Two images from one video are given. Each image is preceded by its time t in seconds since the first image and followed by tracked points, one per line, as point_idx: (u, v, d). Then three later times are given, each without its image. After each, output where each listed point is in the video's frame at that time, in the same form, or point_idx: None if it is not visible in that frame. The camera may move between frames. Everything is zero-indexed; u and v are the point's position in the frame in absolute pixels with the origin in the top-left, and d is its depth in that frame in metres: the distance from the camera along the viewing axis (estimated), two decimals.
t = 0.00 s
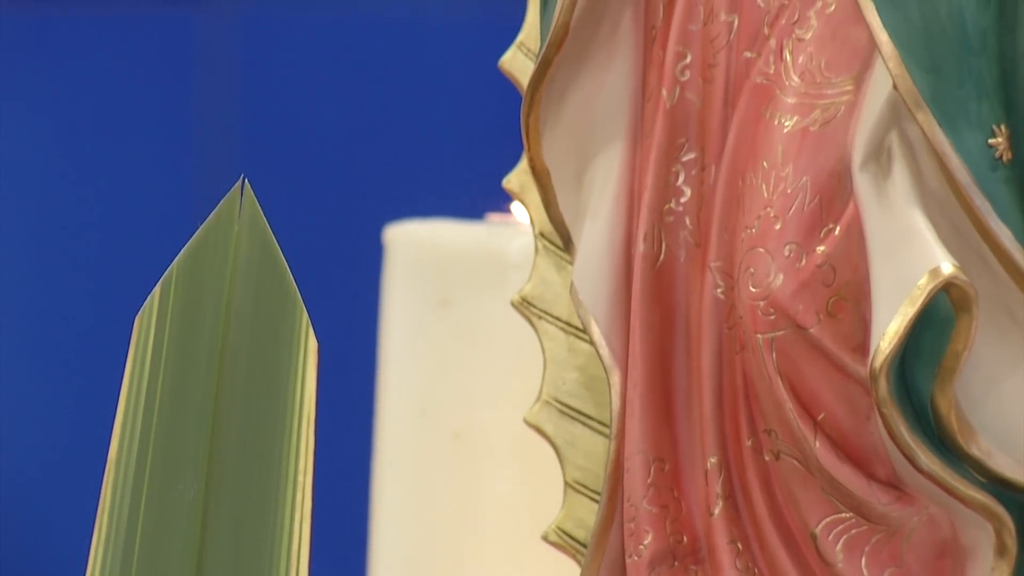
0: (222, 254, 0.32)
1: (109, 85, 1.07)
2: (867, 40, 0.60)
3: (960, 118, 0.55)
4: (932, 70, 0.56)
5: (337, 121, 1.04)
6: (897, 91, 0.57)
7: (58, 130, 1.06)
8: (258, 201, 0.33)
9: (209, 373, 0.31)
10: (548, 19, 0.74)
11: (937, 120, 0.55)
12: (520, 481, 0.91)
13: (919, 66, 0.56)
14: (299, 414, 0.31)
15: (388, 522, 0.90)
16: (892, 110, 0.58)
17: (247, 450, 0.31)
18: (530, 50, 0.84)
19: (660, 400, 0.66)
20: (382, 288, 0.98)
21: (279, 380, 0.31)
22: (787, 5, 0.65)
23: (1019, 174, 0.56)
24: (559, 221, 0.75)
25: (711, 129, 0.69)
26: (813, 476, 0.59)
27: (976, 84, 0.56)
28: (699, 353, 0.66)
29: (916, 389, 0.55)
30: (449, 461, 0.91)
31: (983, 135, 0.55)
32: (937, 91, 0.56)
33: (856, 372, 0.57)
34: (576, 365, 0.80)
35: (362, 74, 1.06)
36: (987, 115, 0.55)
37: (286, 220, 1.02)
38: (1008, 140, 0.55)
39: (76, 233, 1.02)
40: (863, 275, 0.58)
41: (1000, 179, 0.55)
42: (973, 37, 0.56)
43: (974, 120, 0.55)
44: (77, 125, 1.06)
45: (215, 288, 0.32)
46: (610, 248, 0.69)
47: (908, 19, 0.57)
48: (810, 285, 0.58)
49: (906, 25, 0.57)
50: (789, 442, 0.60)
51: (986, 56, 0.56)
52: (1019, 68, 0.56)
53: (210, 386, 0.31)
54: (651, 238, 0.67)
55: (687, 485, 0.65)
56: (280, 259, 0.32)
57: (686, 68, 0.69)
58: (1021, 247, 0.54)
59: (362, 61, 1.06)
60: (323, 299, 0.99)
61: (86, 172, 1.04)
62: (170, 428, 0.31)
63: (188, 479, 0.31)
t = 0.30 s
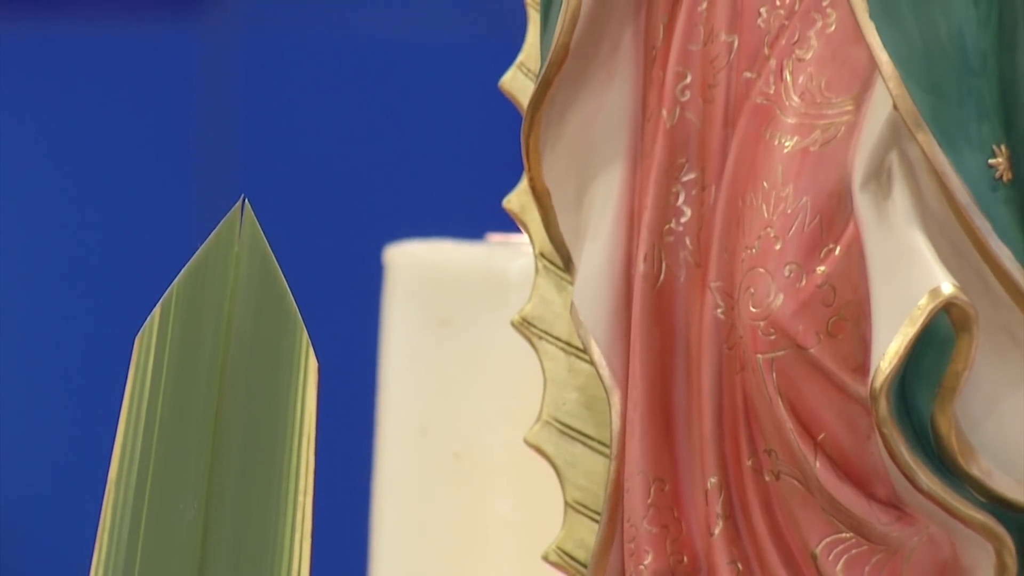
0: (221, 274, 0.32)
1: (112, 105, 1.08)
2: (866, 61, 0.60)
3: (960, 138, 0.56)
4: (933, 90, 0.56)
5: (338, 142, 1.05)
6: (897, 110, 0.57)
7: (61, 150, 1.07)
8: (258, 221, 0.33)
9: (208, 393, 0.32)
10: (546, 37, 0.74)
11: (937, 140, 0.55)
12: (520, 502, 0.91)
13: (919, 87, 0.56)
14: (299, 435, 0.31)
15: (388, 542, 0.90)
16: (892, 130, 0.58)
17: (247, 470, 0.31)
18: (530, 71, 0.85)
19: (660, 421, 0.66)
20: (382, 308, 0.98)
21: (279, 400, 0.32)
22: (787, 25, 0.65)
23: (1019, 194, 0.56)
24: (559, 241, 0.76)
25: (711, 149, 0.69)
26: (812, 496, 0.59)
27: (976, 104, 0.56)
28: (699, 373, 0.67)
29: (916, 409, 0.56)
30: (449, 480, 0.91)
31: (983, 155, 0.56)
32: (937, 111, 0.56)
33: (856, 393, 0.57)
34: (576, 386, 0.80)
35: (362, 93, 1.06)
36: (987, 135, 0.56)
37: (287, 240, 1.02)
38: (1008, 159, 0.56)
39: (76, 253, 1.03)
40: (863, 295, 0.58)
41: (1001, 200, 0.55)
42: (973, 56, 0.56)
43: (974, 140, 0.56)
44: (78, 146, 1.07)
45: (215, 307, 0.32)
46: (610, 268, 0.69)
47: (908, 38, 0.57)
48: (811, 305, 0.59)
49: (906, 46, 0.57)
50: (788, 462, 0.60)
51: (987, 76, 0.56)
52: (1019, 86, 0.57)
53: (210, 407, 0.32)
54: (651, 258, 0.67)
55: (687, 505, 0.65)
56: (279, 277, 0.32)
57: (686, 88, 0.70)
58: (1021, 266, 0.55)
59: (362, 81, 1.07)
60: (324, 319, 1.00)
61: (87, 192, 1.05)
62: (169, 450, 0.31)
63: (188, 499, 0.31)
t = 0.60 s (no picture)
0: (220, 294, 0.34)
1: (112, 123, 1.08)
2: (867, 79, 0.61)
3: (960, 156, 0.56)
4: (933, 109, 0.57)
5: (339, 161, 1.05)
6: (897, 129, 0.58)
7: (60, 167, 1.07)
8: (257, 240, 0.34)
9: (208, 411, 0.33)
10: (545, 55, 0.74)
11: (937, 159, 0.56)
12: (521, 521, 0.91)
13: (919, 105, 0.57)
14: (299, 451, 0.33)
15: (388, 561, 0.90)
16: (893, 149, 0.58)
17: (247, 486, 0.33)
18: (530, 90, 0.86)
19: (661, 439, 0.67)
20: (382, 327, 0.98)
21: (279, 417, 0.33)
22: (787, 44, 0.66)
23: (1019, 214, 0.57)
24: (559, 260, 0.75)
25: (711, 168, 0.70)
26: (813, 514, 0.60)
27: (976, 122, 0.57)
28: (699, 391, 0.67)
29: (917, 429, 0.56)
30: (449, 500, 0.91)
31: (983, 173, 0.56)
32: (937, 130, 0.57)
33: (857, 412, 0.58)
34: (576, 405, 0.81)
35: (363, 112, 1.07)
36: (987, 154, 0.56)
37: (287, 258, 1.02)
38: (1008, 178, 0.56)
39: (75, 271, 1.03)
40: (863, 313, 0.59)
41: (1001, 219, 0.56)
42: (973, 75, 0.57)
43: (974, 158, 0.56)
44: (77, 165, 1.07)
45: (215, 327, 0.33)
46: (610, 287, 0.70)
47: (908, 57, 0.58)
48: (811, 324, 0.59)
49: (906, 64, 0.58)
50: (788, 480, 0.61)
51: (987, 95, 0.57)
52: (1019, 104, 0.57)
53: (209, 425, 0.33)
54: (651, 277, 0.68)
55: (687, 523, 0.65)
56: (281, 296, 0.34)
57: (686, 107, 0.70)
58: (1021, 285, 0.56)
59: (363, 100, 1.07)
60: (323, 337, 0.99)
61: (87, 210, 1.05)
62: (169, 467, 0.33)
63: (188, 516, 0.33)
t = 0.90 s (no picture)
0: (221, 312, 0.34)
1: (115, 140, 1.09)
2: (866, 96, 0.62)
3: (960, 174, 0.57)
4: (933, 126, 0.58)
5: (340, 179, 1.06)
6: (897, 146, 0.58)
7: (62, 184, 1.07)
8: (257, 257, 0.34)
9: (208, 431, 0.34)
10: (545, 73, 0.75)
11: (937, 176, 0.57)
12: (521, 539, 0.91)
13: (919, 122, 0.58)
14: (299, 470, 0.34)
15: None
16: (893, 166, 0.59)
17: (247, 504, 0.34)
18: (530, 107, 0.87)
19: (661, 457, 0.67)
20: (382, 344, 0.99)
21: (279, 436, 0.34)
22: (788, 62, 0.66)
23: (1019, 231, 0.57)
24: (559, 278, 0.75)
25: (711, 187, 0.70)
26: (813, 532, 0.60)
27: (976, 139, 0.57)
28: (699, 409, 0.67)
29: (917, 446, 0.57)
30: (450, 517, 0.91)
31: (983, 191, 0.57)
32: (937, 147, 0.57)
33: (857, 429, 0.58)
34: (576, 422, 0.81)
35: (364, 130, 1.08)
36: (987, 170, 0.57)
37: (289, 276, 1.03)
38: (1008, 196, 0.57)
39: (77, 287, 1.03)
40: (864, 330, 0.59)
41: (1001, 236, 0.56)
42: (973, 92, 0.57)
43: (974, 175, 0.57)
44: (79, 182, 1.07)
45: (215, 346, 0.34)
46: (610, 304, 0.70)
47: (908, 75, 0.59)
48: (811, 341, 0.59)
49: (906, 81, 0.59)
50: (788, 498, 0.61)
51: (988, 113, 0.57)
52: (1019, 121, 0.58)
53: (210, 444, 0.34)
54: (651, 295, 0.68)
55: (687, 541, 0.66)
56: (281, 314, 0.34)
57: (686, 125, 0.71)
58: (1021, 303, 0.56)
59: (364, 117, 1.08)
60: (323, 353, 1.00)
61: (90, 227, 1.06)
62: (170, 486, 0.33)
63: (189, 534, 0.33)
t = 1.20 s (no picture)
0: (221, 330, 0.34)
1: (118, 157, 1.09)
2: (867, 114, 0.63)
3: (960, 191, 0.57)
4: (933, 143, 0.58)
5: (342, 196, 1.07)
6: (898, 163, 0.59)
7: (64, 200, 1.08)
8: (257, 274, 0.35)
9: (208, 448, 0.34)
10: (545, 90, 0.75)
11: (937, 194, 0.57)
12: (520, 555, 0.91)
13: (919, 139, 0.58)
14: (300, 487, 0.34)
15: None
16: (893, 183, 0.60)
17: (248, 521, 0.34)
18: (530, 124, 0.87)
19: (661, 474, 0.67)
20: (382, 361, 0.99)
21: (279, 453, 0.34)
22: (787, 78, 0.67)
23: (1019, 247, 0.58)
24: (560, 294, 0.76)
25: (711, 204, 0.71)
26: (813, 549, 0.61)
27: (976, 157, 0.58)
28: (699, 425, 0.67)
29: (918, 463, 0.57)
30: (450, 534, 0.91)
31: (984, 209, 0.57)
32: (937, 164, 0.58)
33: (856, 446, 0.59)
34: (576, 439, 0.81)
35: (366, 147, 1.08)
36: (988, 188, 0.58)
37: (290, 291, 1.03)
38: (1008, 213, 0.58)
39: (78, 302, 1.04)
40: (864, 347, 0.59)
41: (1001, 253, 0.57)
42: (974, 109, 0.58)
43: (975, 192, 0.57)
44: (81, 197, 1.08)
45: (216, 363, 0.34)
46: (610, 320, 0.70)
47: (908, 92, 0.59)
48: (811, 358, 0.60)
49: (907, 98, 0.59)
50: (789, 515, 0.62)
51: (989, 130, 0.58)
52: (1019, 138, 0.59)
53: (210, 461, 0.34)
54: (651, 311, 0.69)
55: (688, 557, 0.66)
56: (281, 332, 0.35)
57: (686, 142, 0.71)
58: (1021, 320, 0.57)
59: (366, 134, 1.09)
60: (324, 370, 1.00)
61: (92, 243, 1.06)
62: (170, 503, 0.34)
63: (189, 551, 0.34)
